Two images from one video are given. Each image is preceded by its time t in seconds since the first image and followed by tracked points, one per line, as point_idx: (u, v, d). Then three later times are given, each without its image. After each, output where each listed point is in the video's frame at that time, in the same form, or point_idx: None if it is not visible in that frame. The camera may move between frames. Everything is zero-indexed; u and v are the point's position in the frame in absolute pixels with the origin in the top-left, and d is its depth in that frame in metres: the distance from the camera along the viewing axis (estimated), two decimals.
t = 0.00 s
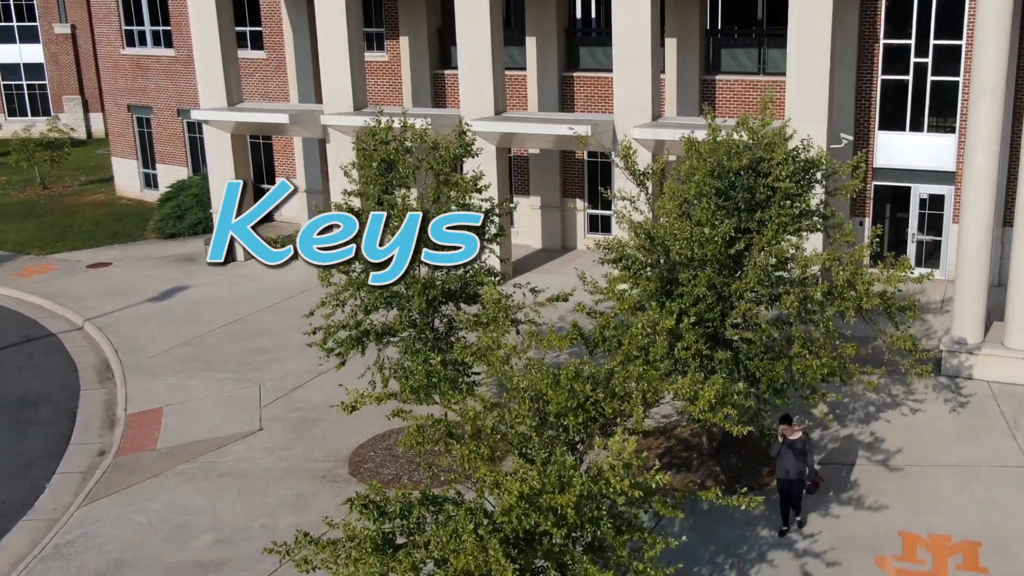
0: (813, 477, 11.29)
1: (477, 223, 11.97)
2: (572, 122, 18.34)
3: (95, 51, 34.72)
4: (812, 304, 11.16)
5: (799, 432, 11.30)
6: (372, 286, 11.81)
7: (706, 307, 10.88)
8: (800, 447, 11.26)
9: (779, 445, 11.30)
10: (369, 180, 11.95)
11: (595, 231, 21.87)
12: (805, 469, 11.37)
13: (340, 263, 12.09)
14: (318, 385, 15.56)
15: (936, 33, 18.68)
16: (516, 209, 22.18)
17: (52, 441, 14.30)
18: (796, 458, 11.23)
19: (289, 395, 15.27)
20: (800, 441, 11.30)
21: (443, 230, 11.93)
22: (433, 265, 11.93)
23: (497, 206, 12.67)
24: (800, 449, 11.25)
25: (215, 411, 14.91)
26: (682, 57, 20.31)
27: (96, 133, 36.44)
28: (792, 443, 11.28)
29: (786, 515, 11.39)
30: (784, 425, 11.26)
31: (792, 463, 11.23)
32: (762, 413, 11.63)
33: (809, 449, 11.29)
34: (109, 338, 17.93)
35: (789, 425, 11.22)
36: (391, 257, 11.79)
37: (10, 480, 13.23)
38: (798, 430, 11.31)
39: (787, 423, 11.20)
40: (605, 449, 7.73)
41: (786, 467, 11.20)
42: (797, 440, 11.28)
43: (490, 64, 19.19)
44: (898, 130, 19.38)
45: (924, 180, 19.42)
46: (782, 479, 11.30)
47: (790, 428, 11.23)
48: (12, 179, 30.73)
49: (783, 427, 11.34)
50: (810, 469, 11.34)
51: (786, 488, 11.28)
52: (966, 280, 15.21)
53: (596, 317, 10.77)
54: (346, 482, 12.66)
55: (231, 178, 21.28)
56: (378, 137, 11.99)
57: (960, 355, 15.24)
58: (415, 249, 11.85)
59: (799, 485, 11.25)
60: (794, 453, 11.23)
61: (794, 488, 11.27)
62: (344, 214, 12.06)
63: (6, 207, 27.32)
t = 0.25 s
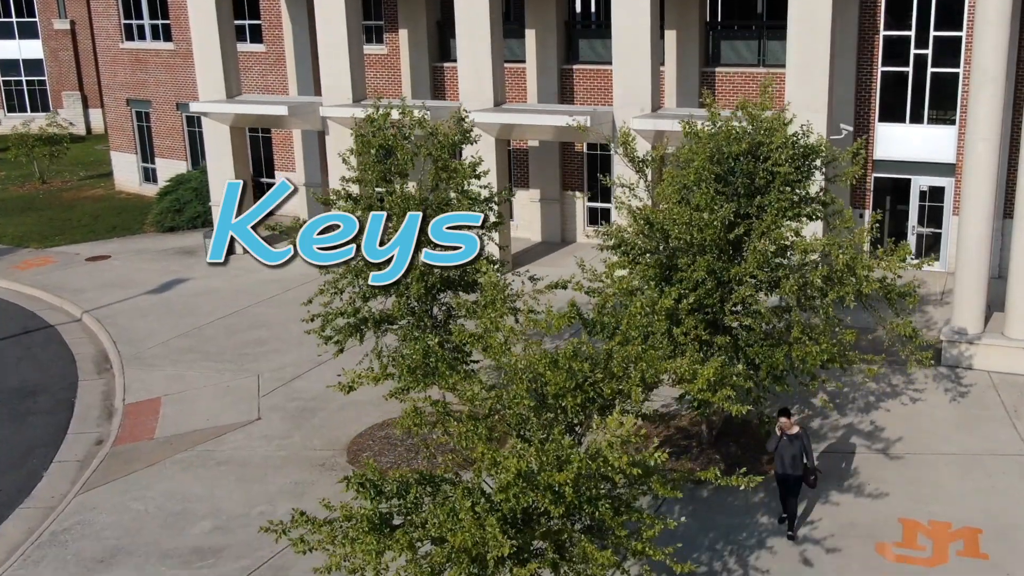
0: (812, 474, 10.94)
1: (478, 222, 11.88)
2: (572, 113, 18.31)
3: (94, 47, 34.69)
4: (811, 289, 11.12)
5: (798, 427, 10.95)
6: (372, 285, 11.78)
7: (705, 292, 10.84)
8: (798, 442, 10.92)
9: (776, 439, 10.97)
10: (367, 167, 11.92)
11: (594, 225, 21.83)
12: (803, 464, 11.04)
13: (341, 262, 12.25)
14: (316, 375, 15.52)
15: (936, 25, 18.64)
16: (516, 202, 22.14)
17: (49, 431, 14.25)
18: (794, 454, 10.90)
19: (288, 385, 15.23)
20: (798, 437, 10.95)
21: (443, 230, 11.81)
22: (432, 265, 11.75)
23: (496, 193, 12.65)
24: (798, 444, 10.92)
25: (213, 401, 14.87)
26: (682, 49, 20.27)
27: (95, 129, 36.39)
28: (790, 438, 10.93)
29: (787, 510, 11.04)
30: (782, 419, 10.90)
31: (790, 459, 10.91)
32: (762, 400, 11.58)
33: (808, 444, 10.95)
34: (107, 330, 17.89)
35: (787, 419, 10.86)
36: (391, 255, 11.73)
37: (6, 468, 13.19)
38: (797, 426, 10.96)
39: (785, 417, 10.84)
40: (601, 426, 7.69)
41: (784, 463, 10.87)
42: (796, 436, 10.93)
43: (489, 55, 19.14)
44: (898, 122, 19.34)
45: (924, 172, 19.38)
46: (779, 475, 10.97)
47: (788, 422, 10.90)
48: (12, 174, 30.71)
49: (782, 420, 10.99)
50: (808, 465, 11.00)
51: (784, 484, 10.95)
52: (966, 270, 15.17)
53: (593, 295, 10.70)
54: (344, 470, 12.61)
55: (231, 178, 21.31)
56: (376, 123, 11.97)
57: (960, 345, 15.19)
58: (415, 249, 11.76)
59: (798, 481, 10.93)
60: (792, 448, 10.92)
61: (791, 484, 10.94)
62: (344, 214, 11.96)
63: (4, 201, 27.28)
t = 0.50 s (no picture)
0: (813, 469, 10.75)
1: (477, 222, 11.88)
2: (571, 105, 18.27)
3: (93, 43, 34.65)
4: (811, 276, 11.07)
5: (798, 422, 10.77)
6: (372, 284, 11.88)
7: (704, 279, 10.81)
8: (799, 437, 10.74)
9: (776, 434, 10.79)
10: (366, 156, 11.90)
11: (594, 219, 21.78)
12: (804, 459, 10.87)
13: (342, 262, 12.06)
14: (315, 366, 15.49)
15: (936, 17, 18.61)
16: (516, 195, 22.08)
17: (47, 422, 14.22)
18: (795, 449, 10.72)
19: (287, 376, 15.21)
20: (798, 432, 10.76)
21: (443, 230, 11.78)
22: (431, 265, 11.75)
23: (496, 183, 12.62)
24: (799, 440, 10.73)
25: (212, 392, 14.84)
26: (682, 42, 20.23)
27: (94, 125, 36.35)
28: (790, 433, 10.74)
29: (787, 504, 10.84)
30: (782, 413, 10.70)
31: (790, 454, 10.74)
32: (762, 389, 11.54)
33: (808, 439, 10.76)
34: (106, 322, 17.86)
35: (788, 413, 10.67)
36: (391, 255, 11.72)
37: (4, 458, 13.15)
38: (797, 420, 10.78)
39: (786, 411, 10.65)
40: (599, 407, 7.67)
41: (784, 457, 10.71)
42: (796, 430, 10.75)
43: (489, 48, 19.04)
44: (898, 115, 19.30)
45: (924, 165, 19.35)
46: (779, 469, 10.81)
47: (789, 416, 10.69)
48: (11, 169, 30.68)
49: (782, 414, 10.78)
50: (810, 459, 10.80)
51: (784, 478, 10.80)
52: (967, 261, 15.14)
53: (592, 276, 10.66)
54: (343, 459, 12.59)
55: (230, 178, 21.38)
56: (375, 111, 11.97)
57: (961, 336, 15.16)
58: (415, 249, 11.75)
59: (798, 476, 10.76)
60: (793, 443, 10.73)
61: (792, 478, 10.78)
62: (344, 214, 11.89)
63: (4, 196, 27.25)
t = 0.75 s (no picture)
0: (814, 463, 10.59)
1: (477, 223, 11.76)
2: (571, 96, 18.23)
3: (93, 39, 34.62)
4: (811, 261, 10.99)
5: (800, 415, 10.54)
6: (371, 284, 11.86)
7: (703, 264, 10.76)
8: (801, 431, 10.52)
9: (777, 427, 10.55)
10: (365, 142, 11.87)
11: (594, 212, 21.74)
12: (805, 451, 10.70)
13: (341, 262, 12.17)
14: (313, 356, 15.44)
15: (936, 9, 18.57)
16: (516, 188, 22.04)
17: (44, 411, 14.17)
18: (796, 442, 10.51)
19: (285, 366, 15.17)
20: (800, 425, 10.54)
21: (443, 230, 11.72)
22: (432, 265, 11.68)
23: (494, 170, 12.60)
24: (800, 433, 10.52)
25: (210, 381, 14.80)
26: (681, 34, 20.20)
27: (94, 121, 36.30)
28: (792, 426, 10.52)
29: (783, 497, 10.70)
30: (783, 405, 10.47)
31: (791, 447, 10.52)
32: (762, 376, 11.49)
33: (810, 432, 10.56)
34: (104, 313, 17.82)
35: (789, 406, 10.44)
36: (391, 255, 11.74)
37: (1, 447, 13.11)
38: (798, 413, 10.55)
39: (788, 404, 10.41)
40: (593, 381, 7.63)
41: (785, 452, 10.50)
42: (798, 424, 10.51)
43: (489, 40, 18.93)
44: (898, 107, 19.26)
45: (925, 157, 19.31)
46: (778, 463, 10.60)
47: (790, 411, 10.46)
48: (10, 165, 30.64)
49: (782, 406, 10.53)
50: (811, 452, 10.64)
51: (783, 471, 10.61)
52: (968, 251, 15.10)
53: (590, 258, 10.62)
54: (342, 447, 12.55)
55: (231, 179, 21.44)
56: (373, 97, 11.97)
57: (961, 326, 15.12)
58: (415, 250, 11.73)
59: (799, 469, 10.61)
60: (794, 436, 10.51)
61: (791, 471, 10.62)
62: (344, 214, 11.84)
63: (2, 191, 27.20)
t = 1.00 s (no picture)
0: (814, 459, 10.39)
1: (477, 223, 11.65)
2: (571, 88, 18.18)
3: (92, 35, 34.59)
4: (811, 248, 10.92)
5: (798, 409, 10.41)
6: (372, 285, 11.88)
7: (703, 250, 10.70)
8: (800, 426, 10.35)
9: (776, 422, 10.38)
10: (363, 130, 11.84)
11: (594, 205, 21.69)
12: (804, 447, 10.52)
13: (341, 262, 12.11)
14: (312, 347, 15.40)
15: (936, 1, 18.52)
16: (516, 181, 22.00)
17: (42, 402, 14.13)
18: (796, 437, 10.34)
19: (283, 357, 15.12)
20: (798, 420, 10.38)
21: (443, 230, 11.65)
22: (432, 265, 11.67)
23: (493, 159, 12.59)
24: (799, 427, 10.35)
25: (208, 372, 14.76)
26: (681, 26, 20.16)
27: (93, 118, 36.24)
28: (791, 421, 10.36)
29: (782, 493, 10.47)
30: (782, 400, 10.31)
31: (791, 442, 10.35)
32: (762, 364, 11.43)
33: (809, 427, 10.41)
34: (103, 306, 17.78)
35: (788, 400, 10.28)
36: (391, 255, 11.75)
37: None
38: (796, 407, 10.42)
39: (786, 399, 10.26)
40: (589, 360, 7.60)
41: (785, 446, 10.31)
42: (796, 418, 10.36)
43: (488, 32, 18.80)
44: (898, 100, 19.22)
45: (925, 150, 19.27)
46: (778, 459, 10.41)
47: (788, 405, 10.31)
48: (9, 160, 30.60)
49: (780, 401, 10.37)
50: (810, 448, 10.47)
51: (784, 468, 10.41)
52: (968, 242, 15.06)
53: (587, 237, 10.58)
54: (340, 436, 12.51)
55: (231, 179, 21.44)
56: (372, 84, 11.98)
57: (962, 316, 15.08)
58: (415, 250, 11.72)
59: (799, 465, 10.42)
60: (793, 431, 10.35)
61: (792, 468, 10.43)
62: (343, 213, 11.77)
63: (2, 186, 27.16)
